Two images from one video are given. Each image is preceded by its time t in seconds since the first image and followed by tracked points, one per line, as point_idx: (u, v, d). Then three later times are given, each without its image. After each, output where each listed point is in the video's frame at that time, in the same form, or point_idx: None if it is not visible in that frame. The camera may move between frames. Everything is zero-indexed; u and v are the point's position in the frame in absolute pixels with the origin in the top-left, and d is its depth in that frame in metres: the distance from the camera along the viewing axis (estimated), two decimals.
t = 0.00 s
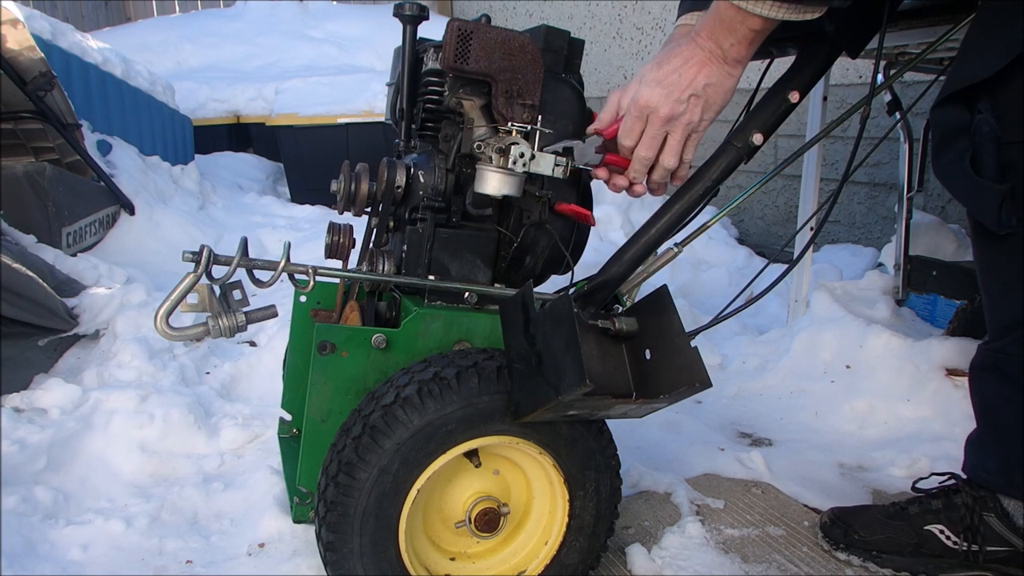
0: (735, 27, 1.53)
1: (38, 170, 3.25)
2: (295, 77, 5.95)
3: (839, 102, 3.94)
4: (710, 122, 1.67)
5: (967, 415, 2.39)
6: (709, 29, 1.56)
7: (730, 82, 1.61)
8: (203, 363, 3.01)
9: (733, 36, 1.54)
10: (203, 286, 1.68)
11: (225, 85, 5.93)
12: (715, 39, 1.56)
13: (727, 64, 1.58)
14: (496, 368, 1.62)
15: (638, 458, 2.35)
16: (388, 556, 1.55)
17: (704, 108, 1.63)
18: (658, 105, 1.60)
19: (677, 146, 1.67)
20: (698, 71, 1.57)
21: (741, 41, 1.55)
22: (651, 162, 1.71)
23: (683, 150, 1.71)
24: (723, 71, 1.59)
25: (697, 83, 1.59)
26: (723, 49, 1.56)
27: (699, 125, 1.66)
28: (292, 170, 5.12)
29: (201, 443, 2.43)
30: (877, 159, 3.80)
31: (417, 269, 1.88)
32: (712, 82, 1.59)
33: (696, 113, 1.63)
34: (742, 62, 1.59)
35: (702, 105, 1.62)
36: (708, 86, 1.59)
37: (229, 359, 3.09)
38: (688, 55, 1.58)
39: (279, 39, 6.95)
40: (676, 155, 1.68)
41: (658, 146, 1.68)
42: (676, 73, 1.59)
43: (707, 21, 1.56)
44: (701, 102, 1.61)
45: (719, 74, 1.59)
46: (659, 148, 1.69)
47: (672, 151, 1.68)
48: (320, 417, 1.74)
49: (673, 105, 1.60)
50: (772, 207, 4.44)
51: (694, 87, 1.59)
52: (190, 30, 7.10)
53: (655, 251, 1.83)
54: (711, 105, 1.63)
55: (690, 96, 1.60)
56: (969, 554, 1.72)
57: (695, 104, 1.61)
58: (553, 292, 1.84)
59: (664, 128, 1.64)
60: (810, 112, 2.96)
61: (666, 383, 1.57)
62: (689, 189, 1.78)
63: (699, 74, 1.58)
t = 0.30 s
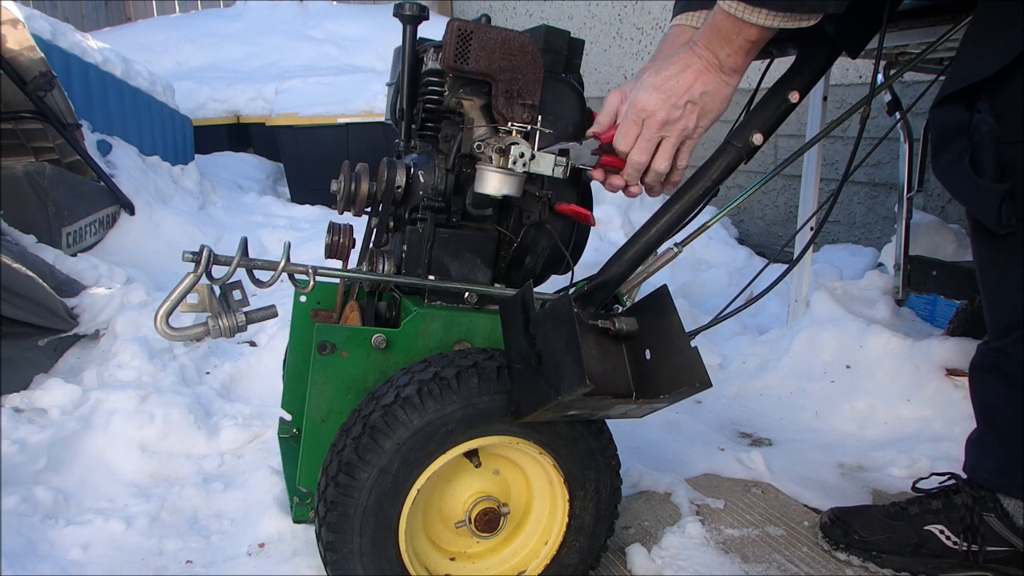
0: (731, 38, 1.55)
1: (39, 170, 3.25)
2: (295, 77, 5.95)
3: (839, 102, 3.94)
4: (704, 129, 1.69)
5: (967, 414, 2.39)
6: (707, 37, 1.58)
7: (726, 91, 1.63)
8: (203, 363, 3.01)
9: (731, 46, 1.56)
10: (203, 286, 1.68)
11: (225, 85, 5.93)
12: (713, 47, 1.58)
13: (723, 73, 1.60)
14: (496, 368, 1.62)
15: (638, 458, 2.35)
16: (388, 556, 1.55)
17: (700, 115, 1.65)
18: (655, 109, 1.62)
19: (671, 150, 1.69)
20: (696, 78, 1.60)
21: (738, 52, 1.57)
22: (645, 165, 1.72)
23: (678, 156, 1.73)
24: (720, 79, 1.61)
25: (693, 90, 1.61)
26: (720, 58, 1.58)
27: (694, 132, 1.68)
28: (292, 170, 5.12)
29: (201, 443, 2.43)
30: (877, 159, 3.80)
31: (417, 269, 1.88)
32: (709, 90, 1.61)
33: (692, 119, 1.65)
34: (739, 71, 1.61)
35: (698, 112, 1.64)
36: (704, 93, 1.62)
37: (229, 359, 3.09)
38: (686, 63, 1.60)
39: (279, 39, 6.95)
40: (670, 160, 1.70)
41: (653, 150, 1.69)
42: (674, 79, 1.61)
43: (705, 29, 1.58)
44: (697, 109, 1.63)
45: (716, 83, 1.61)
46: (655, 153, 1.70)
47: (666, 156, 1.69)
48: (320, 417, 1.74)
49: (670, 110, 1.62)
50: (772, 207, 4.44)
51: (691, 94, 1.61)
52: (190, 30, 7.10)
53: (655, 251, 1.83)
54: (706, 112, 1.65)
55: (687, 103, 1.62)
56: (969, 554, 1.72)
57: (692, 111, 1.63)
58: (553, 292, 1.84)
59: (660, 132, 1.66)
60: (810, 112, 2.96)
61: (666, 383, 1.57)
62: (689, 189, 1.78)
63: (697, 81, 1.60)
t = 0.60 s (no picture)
0: (724, 40, 1.57)
1: (39, 170, 3.25)
2: (295, 77, 5.95)
3: (839, 102, 3.94)
4: (697, 130, 1.70)
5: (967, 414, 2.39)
6: (700, 38, 1.59)
7: (719, 92, 1.64)
8: (203, 363, 3.01)
9: (723, 47, 1.57)
10: (203, 286, 1.67)
11: (225, 85, 5.93)
12: (705, 49, 1.59)
13: (716, 74, 1.62)
14: (496, 368, 1.62)
15: (638, 458, 2.35)
16: (388, 556, 1.55)
17: (692, 116, 1.66)
18: (646, 106, 1.63)
19: (664, 150, 1.69)
20: (688, 78, 1.61)
21: (730, 54, 1.58)
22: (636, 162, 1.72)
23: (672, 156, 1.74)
24: (712, 81, 1.62)
25: (686, 90, 1.62)
26: (712, 60, 1.60)
27: (686, 132, 1.69)
28: (292, 170, 5.11)
29: (201, 443, 2.43)
30: (877, 159, 3.80)
31: (417, 269, 1.88)
32: (702, 90, 1.63)
33: (684, 118, 1.66)
34: (732, 73, 1.63)
35: (690, 112, 1.65)
36: (696, 94, 1.63)
37: (229, 359, 3.09)
38: (679, 63, 1.62)
39: (279, 39, 6.95)
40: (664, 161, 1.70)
41: (646, 149, 1.69)
42: (666, 79, 1.62)
43: (699, 31, 1.59)
44: (689, 109, 1.65)
45: (708, 84, 1.62)
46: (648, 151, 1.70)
47: (659, 156, 1.70)
48: (320, 417, 1.74)
49: (661, 108, 1.63)
50: (772, 207, 4.44)
51: (683, 93, 1.62)
52: (190, 30, 7.10)
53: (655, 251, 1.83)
54: (698, 113, 1.65)
55: (678, 102, 1.63)
56: (969, 554, 1.72)
57: (683, 110, 1.64)
58: (553, 292, 1.84)
59: (652, 130, 1.66)
60: (810, 112, 2.96)
61: (666, 383, 1.57)
62: (689, 189, 1.78)
63: (689, 81, 1.61)
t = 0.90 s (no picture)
0: (729, 50, 1.60)
1: (39, 170, 3.26)
2: (295, 77, 5.95)
3: (839, 102, 3.94)
4: (695, 139, 1.72)
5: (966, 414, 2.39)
6: (707, 47, 1.63)
7: (722, 102, 1.67)
8: (203, 363, 3.01)
9: (729, 56, 1.61)
10: (203, 286, 1.67)
11: (225, 85, 5.93)
12: (711, 58, 1.63)
13: (719, 84, 1.65)
14: (496, 368, 1.62)
15: (638, 458, 2.35)
16: (388, 556, 1.55)
17: (693, 124, 1.68)
18: (650, 108, 1.63)
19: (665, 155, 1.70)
20: (692, 85, 1.64)
21: (734, 65, 1.62)
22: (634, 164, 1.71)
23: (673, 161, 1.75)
24: (716, 89, 1.65)
25: (689, 97, 1.65)
26: (716, 69, 1.63)
27: (686, 139, 1.70)
28: (292, 170, 5.11)
29: (201, 443, 2.43)
30: (877, 159, 3.80)
31: (417, 269, 1.88)
32: (705, 98, 1.65)
33: (685, 126, 1.67)
34: (735, 84, 1.67)
35: (691, 120, 1.67)
36: (699, 102, 1.65)
37: (229, 359, 3.09)
38: (685, 70, 1.65)
39: (279, 39, 6.95)
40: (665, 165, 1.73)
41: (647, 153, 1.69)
42: (671, 84, 1.64)
43: (706, 41, 1.63)
44: (691, 117, 1.67)
45: (711, 92, 1.65)
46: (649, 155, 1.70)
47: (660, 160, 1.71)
48: (320, 417, 1.74)
49: (665, 111, 1.64)
50: (772, 207, 4.44)
51: (687, 100, 1.64)
52: (190, 30, 7.11)
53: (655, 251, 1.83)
54: (700, 121, 1.68)
55: (681, 108, 1.65)
56: (969, 554, 1.72)
57: (686, 117, 1.66)
58: (553, 292, 1.84)
59: (653, 134, 1.67)
60: (810, 112, 2.96)
61: (667, 383, 1.57)
62: (689, 189, 1.78)
63: (693, 88, 1.64)
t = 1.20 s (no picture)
0: (724, 49, 1.60)
1: (39, 170, 3.26)
2: (295, 77, 5.95)
3: (839, 102, 3.94)
4: (693, 137, 1.71)
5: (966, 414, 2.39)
6: (703, 46, 1.63)
7: (718, 100, 1.67)
8: (203, 363, 3.01)
9: (724, 54, 1.61)
10: (203, 286, 1.67)
11: (225, 84, 5.93)
12: (706, 56, 1.63)
13: (716, 82, 1.65)
14: (496, 368, 1.62)
15: (638, 458, 2.35)
16: (388, 556, 1.55)
17: (689, 122, 1.68)
18: (646, 104, 1.64)
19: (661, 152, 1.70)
20: (688, 82, 1.64)
21: (730, 62, 1.62)
22: (628, 160, 1.72)
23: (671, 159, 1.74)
24: (712, 88, 1.65)
25: (685, 95, 1.65)
26: (712, 67, 1.64)
27: (681, 137, 1.70)
28: (292, 170, 5.11)
29: (201, 443, 2.43)
30: (877, 159, 3.80)
31: (417, 269, 1.88)
32: (700, 96, 1.65)
33: (681, 123, 1.67)
34: (732, 82, 1.66)
35: (687, 117, 1.67)
36: (695, 99, 1.65)
37: (229, 359, 3.09)
38: (681, 68, 1.66)
39: (279, 39, 6.95)
40: (663, 162, 1.71)
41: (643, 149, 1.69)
42: (668, 82, 1.65)
43: (703, 40, 1.64)
44: (686, 114, 1.67)
45: (707, 90, 1.65)
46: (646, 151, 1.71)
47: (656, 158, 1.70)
48: (320, 417, 1.74)
49: (660, 108, 1.65)
50: (772, 207, 4.44)
51: (682, 97, 1.65)
52: (190, 30, 7.11)
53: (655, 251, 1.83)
54: (696, 119, 1.67)
55: (677, 106, 1.65)
56: (969, 554, 1.72)
57: (682, 114, 1.66)
58: (553, 292, 1.84)
59: (649, 131, 1.67)
60: (810, 112, 2.96)
61: (667, 384, 1.57)
62: (689, 188, 1.78)
63: (689, 86, 1.65)
